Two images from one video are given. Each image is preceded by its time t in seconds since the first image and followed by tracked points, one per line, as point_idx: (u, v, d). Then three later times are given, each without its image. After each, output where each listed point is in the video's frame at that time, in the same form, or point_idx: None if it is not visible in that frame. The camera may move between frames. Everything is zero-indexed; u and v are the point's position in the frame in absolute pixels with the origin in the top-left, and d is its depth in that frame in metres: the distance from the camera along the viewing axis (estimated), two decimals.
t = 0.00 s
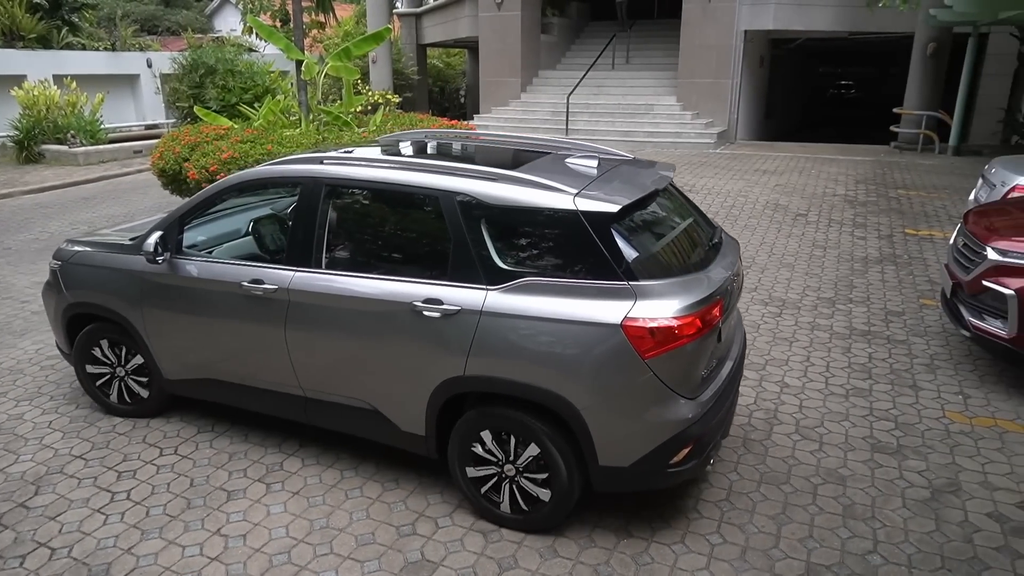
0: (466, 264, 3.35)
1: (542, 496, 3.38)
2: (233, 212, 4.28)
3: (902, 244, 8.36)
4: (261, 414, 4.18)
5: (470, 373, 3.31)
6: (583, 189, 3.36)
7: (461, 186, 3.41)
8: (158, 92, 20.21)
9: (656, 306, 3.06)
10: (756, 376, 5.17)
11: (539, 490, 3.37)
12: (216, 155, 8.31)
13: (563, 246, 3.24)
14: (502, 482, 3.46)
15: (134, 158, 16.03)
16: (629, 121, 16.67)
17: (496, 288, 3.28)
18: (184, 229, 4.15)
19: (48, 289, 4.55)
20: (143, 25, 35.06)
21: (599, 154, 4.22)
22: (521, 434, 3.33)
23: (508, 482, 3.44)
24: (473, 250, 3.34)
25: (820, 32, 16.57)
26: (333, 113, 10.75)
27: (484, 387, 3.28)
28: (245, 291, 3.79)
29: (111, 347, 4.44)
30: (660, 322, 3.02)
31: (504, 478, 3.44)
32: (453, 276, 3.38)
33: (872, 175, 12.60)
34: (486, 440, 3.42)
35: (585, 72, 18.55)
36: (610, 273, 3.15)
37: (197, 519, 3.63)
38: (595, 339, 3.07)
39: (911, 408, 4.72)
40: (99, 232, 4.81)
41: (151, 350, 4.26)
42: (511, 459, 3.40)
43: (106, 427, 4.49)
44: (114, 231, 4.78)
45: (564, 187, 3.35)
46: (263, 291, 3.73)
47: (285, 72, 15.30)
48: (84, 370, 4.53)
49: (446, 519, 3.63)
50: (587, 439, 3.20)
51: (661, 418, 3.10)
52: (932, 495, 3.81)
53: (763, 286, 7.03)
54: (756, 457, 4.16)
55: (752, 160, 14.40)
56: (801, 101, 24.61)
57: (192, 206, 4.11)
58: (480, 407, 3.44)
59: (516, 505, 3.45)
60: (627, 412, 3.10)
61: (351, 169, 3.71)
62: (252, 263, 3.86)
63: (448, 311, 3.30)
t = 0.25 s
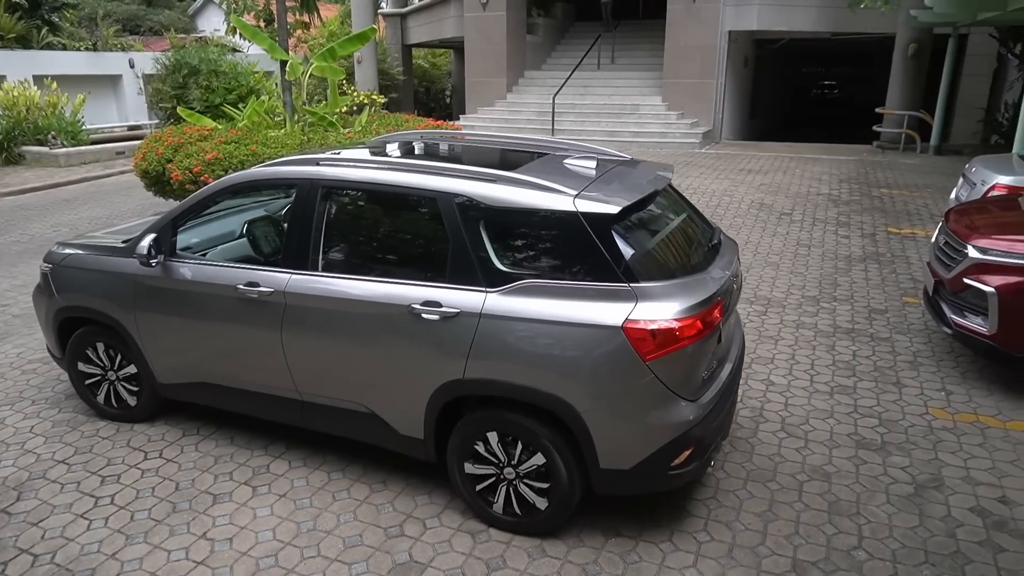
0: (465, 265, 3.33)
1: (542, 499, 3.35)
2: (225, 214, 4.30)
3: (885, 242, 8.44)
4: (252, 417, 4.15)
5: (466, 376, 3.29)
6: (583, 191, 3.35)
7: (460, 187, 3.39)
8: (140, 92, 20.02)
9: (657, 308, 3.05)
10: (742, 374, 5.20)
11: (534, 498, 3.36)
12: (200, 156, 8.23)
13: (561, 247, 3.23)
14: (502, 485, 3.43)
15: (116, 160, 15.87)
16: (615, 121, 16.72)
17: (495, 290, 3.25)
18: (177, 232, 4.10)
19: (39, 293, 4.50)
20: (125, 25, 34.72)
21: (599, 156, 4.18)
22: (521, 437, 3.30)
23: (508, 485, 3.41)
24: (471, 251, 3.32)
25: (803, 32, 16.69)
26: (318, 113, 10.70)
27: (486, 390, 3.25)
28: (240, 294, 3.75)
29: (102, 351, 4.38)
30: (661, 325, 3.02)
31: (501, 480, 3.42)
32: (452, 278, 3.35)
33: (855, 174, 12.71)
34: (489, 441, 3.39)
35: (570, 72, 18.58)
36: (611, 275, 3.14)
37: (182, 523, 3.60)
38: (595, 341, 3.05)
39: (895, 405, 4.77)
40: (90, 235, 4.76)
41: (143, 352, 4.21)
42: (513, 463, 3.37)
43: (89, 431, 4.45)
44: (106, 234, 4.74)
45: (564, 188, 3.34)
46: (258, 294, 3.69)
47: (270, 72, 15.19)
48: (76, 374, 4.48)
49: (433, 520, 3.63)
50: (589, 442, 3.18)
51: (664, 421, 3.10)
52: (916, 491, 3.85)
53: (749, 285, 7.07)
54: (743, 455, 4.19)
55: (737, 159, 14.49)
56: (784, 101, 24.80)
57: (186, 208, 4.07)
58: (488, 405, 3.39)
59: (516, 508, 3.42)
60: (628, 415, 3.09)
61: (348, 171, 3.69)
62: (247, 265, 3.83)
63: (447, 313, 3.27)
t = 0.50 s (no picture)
0: (464, 268, 3.30)
1: (544, 502, 3.33)
2: (218, 216, 4.23)
3: (868, 241, 8.53)
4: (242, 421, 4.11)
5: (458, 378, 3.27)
6: (583, 192, 3.32)
7: (458, 188, 3.36)
8: (122, 92, 19.83)
9: (658, 309, 3.04)
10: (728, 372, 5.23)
11: (531, 505, 3.35)
12: (183, 157, 8.16)
13: (558, 248, 3.21)
14: (504, 489, 3.40)
15: (98, 161, 15.70)
16: (600, 121, 16.77)
17: (494, 292, 3.23)
18: (170, 234, 4.05)
19: (28, 297, 4.44)
20: (105, 24, 34.38)
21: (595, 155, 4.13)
22: (522, 440, 3.28)
23: (510, 489, 3.38)
24: (470, 253, 3.29)
25: (787, 32, 16.81)
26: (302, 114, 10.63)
27: (487, 393, 3.23)
28: (235, 298, 3.71)
29: (93, 355, 4.33)
30: (663, 327, 3.00)
31: (499, 482, 3.40)
32: (450, 280, 3.32)
33: (838, 173, 12.83)
34: (494, 442, 3.35)
35: (556, 72, 18.61)
36: (611, 276, 3.12)
37: (166, 527, 3.57)
38: (592, 343, 3.03)
39: (878, 402, 4.82)
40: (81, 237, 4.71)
41: (135, 356, 4.16)
42: (514, 467, 3.34)
43: (71, 436, 4.39)
44: (98, 236, 4.68)
45: (563, 189, 3.31)
46: (254, 297, 3.66)
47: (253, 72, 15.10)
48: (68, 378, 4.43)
49: (421, 521, 3.62)
50: (590, 445, 3.16)
51: (667, 424, 3.08)
52: (899, 487, 3.89)
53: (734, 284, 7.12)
54: (730, 453, 4.21)
55: (721, 159, 14.58)
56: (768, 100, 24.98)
57: (178, 210, 4.01)
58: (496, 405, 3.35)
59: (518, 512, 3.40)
60: (631, 418, 3.07)
61: (341, 173, 3.66)
62: (242, 268, 3.78)
63: (446, 316, 3.24)
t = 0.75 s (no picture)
0: (466, 269, 3.27)
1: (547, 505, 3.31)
2: (212, 218, 4.11)
3: (853, 239, 8.60)
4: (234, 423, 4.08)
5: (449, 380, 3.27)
6: (586, 193, 3.29)
7: (458, 189, 3.33)
8: (105, 93, 19.62)
9: (662, 310, 3.01)
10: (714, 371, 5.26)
11: (528, 510, 3.33)
12: (167, 158, 8.09)
13: (556, 249, 3.19)
14: (506, 493, 3.37)
15: (80, 162, 15.53)
16: (587, 121, 16.80)
17: (496, 295, 3.20)
18: (165, 237, 4.00)
19: (19, 300, 4.38)
20: (87, 24, 34.05)
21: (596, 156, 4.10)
22: (525, 443, 3.25)
23: (512, 492, 3.35)
24: (471, 254, 3.26)
25: (771, 33, 16.91)
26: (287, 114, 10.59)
27: (491, 396, 3.19)
28: (232, 301, 3.67)
29: (84, 360, 4.28)
30: (667, 328, 2.98)
31: (499, 484, 3.37)
32: (452, 283, 3.29)
33: (823, 172, 12.92)
34: (502, 445, 3.30)
35: (542, 72, 18.62)
36: (614, 278, 3.11)
37: (152, 532, 3.53)
38: (591, 345, 3.01)
39: (864, 399, 4.85)
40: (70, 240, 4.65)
41: (128, 361, 4.11)
42: (516, 470, 3.31)
43: (54, 440, 4.34)
44: (89, 238, 4.62)
45: (565, 190, 3.29)
46: (251, 300, 3.62)
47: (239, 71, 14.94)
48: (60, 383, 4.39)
49: (410, 522, 3.60)
50: (594, 448, 3.14)
51: (671, 426, 3.07)
52: (885, 483, 3.93)
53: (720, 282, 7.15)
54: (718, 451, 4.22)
55: (707, 158, 14.65)
56: (753, 100, 25.13)
57: (174, 212, 3.96)
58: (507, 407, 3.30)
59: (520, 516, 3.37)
60: (635, 420, 3.04)
61: (327, 172, 3.65)
62: (239, 271, 3.74)
63: (447, 318, 3.21)
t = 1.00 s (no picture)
0: (467, 271, 3.24)
1: (549, 507, 3.28)
2: (206, 219, 4.05)
3: (839, 238, 8.66)
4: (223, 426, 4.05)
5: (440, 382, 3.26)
6: (588, 194, 3.27)
7: (459, 190, 3.30)
8: (88, 93, 19.42)
9: (666, 311, 3.00)
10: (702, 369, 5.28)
11: (525, 514, 3.32)
12: (152, 158, 8.02)
13: (554, 249, 3.18)
14: (507, 496, 3.34)
15: (63, 162, 15.37)
16: (575, 120, 16.82)
17: (498, 297, 3.17)
18: (159, 239, 3.95)
19: (8, 304, 4.31)
20: (70, 23, 33.70)
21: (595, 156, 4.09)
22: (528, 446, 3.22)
23: (514, 495, 3.33)
24: (472, 255, 3.24)
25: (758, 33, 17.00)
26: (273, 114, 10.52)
27: (495, 399, 3.15)
28: (229, 303, 3.62)
29: (77, 364, 4.24)
30: (672, 330, 2.97)
31: (499, 485, 3.34)
32: (453, 284, 3.26)
33: (809, 172, 13.00)
34: (509, 449, 3.26)
35: (530, 72, 18.62)
36: (618, 280, 3.09)
37: (137, 535, 3.50)
38: (590, 346, 2.99)
39: (850, 396, 4.89)
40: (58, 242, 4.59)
41: (121, 366, 4.08)
42: (518, 473, 3.28)
43: (37, 444, 4.30)
44: (80, 241, 4.57)
45: (567, 191, 3.27)
46: (248, 302, 3.58)
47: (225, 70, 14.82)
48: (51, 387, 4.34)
49: (398, 523, 3.59)
50: (597, 450, 3.11)
51: (676, 427, 3.06)
52: (871, 480, 3.96)
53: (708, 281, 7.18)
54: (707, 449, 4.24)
55: (694, 158, 14.71)
56: (740, 100, 25.26)
57: (170, 213, 3.91)
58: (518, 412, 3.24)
59: (522, 519, 3.34)
60: (639, 422, 3.03)
61: (319, 172, 3.63)
62: (236, 273, 3.69)
63: (449, 320, 3.18)
